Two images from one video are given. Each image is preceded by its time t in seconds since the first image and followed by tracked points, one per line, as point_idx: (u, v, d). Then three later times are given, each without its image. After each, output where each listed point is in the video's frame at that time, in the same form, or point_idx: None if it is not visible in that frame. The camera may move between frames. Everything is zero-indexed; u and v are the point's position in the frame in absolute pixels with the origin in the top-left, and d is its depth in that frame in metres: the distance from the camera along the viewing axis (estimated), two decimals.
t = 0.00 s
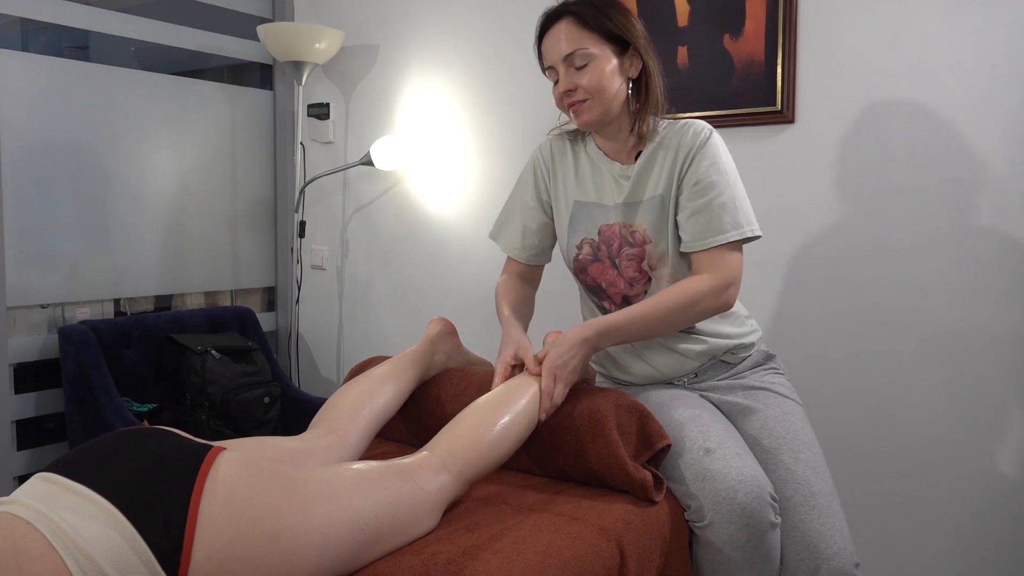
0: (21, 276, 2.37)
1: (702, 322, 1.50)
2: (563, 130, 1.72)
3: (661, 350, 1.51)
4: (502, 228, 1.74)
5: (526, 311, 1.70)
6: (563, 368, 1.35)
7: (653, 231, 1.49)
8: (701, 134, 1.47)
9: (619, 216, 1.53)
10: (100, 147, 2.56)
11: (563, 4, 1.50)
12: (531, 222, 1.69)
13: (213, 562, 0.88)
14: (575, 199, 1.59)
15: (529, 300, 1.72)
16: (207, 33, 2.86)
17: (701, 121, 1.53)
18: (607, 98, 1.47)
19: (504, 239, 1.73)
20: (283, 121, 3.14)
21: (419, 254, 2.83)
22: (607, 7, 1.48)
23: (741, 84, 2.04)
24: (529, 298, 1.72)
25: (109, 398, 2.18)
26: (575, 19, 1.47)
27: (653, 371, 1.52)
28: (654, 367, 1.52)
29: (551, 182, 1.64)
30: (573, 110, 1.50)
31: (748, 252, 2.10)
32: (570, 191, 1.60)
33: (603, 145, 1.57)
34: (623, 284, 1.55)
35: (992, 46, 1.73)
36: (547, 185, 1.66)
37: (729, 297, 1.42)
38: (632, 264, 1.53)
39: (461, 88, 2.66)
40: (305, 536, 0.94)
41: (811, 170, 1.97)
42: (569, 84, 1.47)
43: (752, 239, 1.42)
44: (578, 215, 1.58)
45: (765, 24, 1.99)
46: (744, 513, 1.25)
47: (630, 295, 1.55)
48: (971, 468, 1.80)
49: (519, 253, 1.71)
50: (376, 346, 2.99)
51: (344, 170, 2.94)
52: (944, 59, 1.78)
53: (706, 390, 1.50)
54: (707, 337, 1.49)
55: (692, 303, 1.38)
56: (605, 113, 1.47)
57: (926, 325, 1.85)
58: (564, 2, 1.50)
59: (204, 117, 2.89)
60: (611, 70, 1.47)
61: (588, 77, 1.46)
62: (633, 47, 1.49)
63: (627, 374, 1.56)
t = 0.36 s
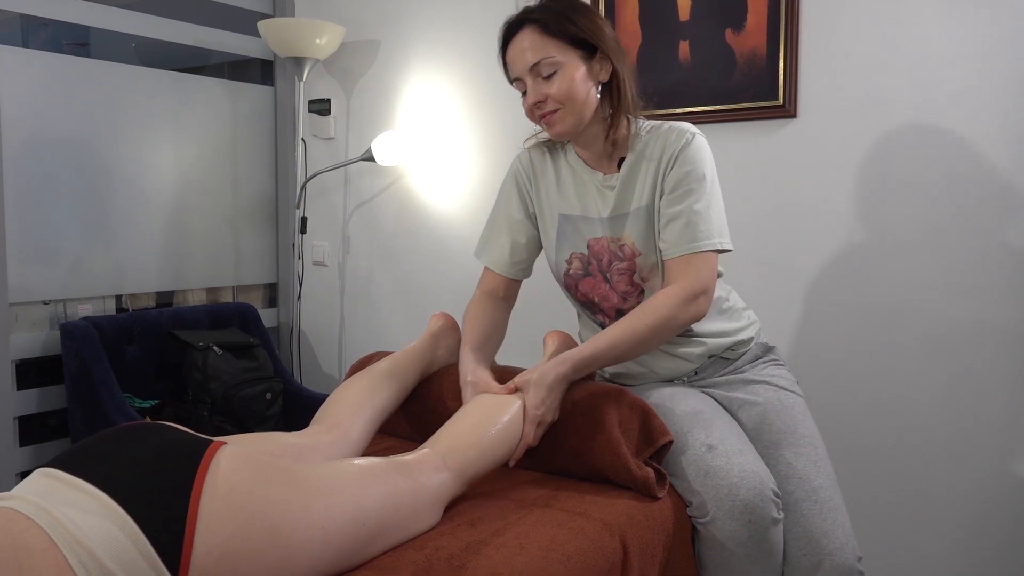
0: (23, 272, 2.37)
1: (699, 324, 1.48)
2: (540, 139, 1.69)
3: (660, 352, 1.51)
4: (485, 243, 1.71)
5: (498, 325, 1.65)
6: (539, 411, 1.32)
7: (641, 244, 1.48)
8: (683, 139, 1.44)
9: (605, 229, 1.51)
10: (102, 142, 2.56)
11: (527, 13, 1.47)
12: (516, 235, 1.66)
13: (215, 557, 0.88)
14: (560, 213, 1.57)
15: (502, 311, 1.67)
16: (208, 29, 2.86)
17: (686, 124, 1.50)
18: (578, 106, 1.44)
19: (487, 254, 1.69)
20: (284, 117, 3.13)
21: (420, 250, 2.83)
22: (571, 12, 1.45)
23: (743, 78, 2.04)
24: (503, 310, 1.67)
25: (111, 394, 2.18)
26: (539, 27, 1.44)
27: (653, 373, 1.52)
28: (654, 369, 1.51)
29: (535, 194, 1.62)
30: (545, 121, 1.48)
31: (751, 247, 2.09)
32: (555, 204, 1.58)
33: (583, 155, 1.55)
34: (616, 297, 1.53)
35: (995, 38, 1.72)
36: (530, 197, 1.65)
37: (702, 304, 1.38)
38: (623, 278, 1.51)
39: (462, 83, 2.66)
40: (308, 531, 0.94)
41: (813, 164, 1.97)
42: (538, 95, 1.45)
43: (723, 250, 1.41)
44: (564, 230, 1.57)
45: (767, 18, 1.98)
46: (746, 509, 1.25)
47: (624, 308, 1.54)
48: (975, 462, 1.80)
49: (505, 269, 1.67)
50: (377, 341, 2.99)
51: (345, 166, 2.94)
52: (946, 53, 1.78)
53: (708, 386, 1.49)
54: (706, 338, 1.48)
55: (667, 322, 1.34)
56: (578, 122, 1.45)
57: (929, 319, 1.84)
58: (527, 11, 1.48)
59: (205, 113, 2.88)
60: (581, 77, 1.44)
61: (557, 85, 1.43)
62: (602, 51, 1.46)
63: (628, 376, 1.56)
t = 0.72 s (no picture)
0: (27, 268, 2.38)
1: (698, 324, 1.47)
2: (521, 147, 1.67)
3: (659, 354, 1.50)
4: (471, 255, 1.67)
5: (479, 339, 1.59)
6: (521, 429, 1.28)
7: (632, 254, 1.47)
8: (666, 142, 1.42)
9: (594, 240, 1.50)
10: (105, 138, 2.56)
11: (496, 26, 1.43)
12: (503, 246, 1.62)
13: (222, 550, 0.88)
14: (549, 224, 1.55)
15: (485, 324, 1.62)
16: (211, 25, 2.86)
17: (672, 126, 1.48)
18: (558, 119, 1.42)
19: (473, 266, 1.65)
20: (287, 113, 3.13)
21: (423, 245, 2.83)
22: (541, 22, 1.41)
23: (747, 73, 2.03)
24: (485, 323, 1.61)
25: (114, 390, 2.19)
26: (510, 41, 1.41)
27: (654, 373, 1.51)
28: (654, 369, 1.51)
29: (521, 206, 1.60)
30: (526, 136, 1.45)
31: (755, 243, 2.08)
32: (543, 216, 1.56)
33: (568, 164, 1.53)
34: (610, 306, 1.53)
35: (1000, 33, 1.72)
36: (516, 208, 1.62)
37: (686, 310, 1.35)
38: (616, 287, 1.51)
39: (466, 78, 2.65)
40: (313, 525, 0.95)
41: (818, 159, 1.96)
42: (516, 111, 1.42)
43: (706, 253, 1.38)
44: (554, 240, 1.55)
45: (772, 13, 1.98)
46: (751, 506, 1.25)
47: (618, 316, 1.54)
48: (980, 458, 1.79)
49: (492, 278, 1.61)
50: (381, 337, 2.99)
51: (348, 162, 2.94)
52: (951, 48, 1.77)
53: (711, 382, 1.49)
54: (705, 338, 1.47)
55: (650, 330, 1.32)
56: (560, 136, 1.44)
57: (934, 315, 1.84)
58: (497, 23, 1.44)
59: (208, 109, 2.88)
60: (557, 89, 1.41)
61: (534, 100, 1.40)
62: (577, 60, 1.42)
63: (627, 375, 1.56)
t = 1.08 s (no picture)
0: (30, 264, 2.38)
1: (700, 321, 1.46)
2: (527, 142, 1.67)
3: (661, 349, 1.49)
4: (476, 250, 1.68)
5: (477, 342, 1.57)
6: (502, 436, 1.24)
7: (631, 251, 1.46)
8: (666, 139, 1.41)
9: (595, 236, 1.50)
10: (108, 134, 2.56)
11: (504, 17, 1.44)
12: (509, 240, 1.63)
13: (225, 546, 0.89)
14: (550, 220, 1.56)
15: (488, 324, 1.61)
16: (214, 20, 2.85)
17: (677, 126, 1.46)
18: (562, 111, 1.42)
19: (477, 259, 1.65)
20: (289, 108, 3.13)
21: (425, 241, 2.83)
22: (548, 15, 1.42)
23: (750, 70, 2.02)
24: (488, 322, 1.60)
25: (117, 384, 2.19)
26: (516, 33, 1.41)
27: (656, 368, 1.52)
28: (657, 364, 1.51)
29: (521, 200, 1.60)
30: (531, 127, 1.46)
31: (758, 240, 2.08)
32: (544, 212, 1.57)
33: (569, 157, 1.53)
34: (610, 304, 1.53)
35: (1005, 29, 1.71)
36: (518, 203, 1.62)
37: (662, 309, 1.33)
38: (615, 285, 1.50)
39: (469, 74, 2.65)
40: (315, 521, 0.95)
41: (821, 156, 1.95)
42: (520, 102, 1.43)
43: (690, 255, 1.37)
44: (553, 236, 1.56)
45: (775, 9, 1.97)
46: (752, 503, 1.25)
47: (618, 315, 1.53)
48: (983, 455, 1.79)
49: (495, 274, 1.63)
50: (383, 332, 2.99)
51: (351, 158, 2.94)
52: (955, 43, 1.76)
53: (713, 379, 1.49)
54: (707, 334, 1.47)
55: (625, 329, 1.30)
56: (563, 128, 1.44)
57: (936, 311, 1.83)
58: (505, 14, 1.44)
59: (211, 105, 2.88)
60: (562, 82, 1.41)
61: (539, 91, 1.41)
62: (582, 53, 1.42)
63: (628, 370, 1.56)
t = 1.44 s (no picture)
0: (32, 260, 2.38)
1: (707, 308, 1.47)
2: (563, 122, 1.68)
3: (666, 339, 1.50)
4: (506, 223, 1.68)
5: (515, 321, 1.56)
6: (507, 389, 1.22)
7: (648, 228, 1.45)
8: (692, 125, 1.42)
9: (618, 211, 1.50)
10: (109, 131, 2.56)
11: None
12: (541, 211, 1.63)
13: (228, 543, 0.89)
14: (576, 195, 1.56)
15: (522, 305, 1.59)
16: (215, 16, 2.85)
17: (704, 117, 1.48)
18: (598, 79, 1.43)
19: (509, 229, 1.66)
20: (290, 105, 3.13)
21: (427, 237, 2.83)
22: None
23: (753, 66, 2.02)
24: (524, 302, 1.59)
25: (119, 380, 2.19)
26: None
27: (661, 360, 1.52)
28: (661, 355, 1.51)
29: (547, 177, 1.61)
30: (566, 91, 1.47)
31: (759, 236, 2.08)
32: (570, 187, 1.57)
33: (597, 132, 1.54)
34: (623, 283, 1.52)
35: (1007, 25, 1.71)
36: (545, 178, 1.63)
37: (649, 284, 1.33)
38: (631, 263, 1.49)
39: (470, 71, 2.65)
40: (318, 517, 0.95)
41: (823, 152, 1.95)
42: (562, 64, 1.44)
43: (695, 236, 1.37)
44: (575, 211, 1.56)
45: (777, 5, 1.97)
46: (753, 500, 1.25)
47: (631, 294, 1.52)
48: (983, 452, 1.79)
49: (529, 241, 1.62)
50: (384, 329, 2.99)
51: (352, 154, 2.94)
52: (958, 39, 1.76)
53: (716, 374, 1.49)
54: (714, 325, 1.48)
55: (613, 305, 1.31)
56: (597, 96, 1.44)
57: (938, 308, 1.83)
58: None
59: (212, 101, 2.88)
60: (604, 52, 1.43)
61: (580, 57, 1.42)
62: (626, 29, 1.45)
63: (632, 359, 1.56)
